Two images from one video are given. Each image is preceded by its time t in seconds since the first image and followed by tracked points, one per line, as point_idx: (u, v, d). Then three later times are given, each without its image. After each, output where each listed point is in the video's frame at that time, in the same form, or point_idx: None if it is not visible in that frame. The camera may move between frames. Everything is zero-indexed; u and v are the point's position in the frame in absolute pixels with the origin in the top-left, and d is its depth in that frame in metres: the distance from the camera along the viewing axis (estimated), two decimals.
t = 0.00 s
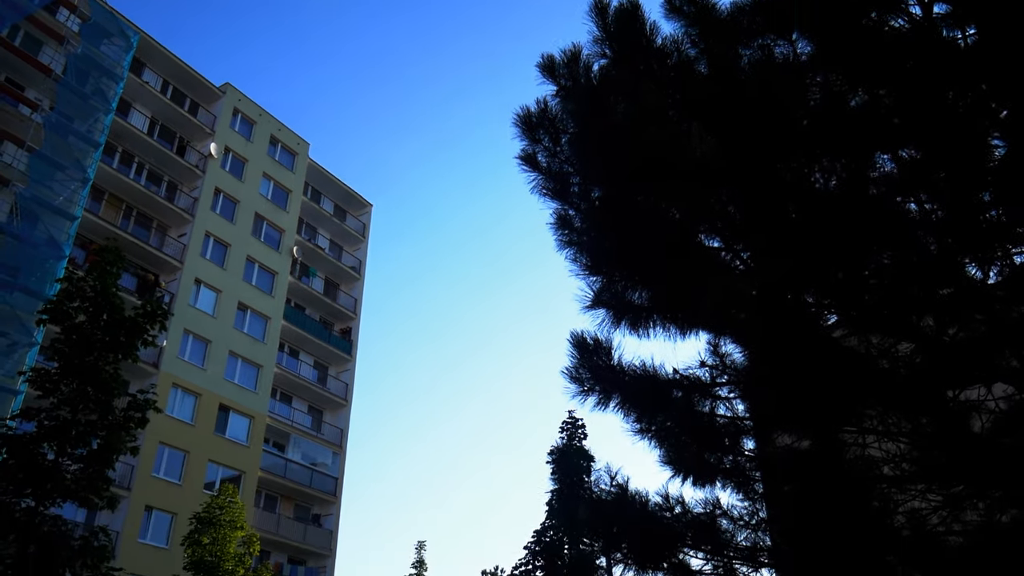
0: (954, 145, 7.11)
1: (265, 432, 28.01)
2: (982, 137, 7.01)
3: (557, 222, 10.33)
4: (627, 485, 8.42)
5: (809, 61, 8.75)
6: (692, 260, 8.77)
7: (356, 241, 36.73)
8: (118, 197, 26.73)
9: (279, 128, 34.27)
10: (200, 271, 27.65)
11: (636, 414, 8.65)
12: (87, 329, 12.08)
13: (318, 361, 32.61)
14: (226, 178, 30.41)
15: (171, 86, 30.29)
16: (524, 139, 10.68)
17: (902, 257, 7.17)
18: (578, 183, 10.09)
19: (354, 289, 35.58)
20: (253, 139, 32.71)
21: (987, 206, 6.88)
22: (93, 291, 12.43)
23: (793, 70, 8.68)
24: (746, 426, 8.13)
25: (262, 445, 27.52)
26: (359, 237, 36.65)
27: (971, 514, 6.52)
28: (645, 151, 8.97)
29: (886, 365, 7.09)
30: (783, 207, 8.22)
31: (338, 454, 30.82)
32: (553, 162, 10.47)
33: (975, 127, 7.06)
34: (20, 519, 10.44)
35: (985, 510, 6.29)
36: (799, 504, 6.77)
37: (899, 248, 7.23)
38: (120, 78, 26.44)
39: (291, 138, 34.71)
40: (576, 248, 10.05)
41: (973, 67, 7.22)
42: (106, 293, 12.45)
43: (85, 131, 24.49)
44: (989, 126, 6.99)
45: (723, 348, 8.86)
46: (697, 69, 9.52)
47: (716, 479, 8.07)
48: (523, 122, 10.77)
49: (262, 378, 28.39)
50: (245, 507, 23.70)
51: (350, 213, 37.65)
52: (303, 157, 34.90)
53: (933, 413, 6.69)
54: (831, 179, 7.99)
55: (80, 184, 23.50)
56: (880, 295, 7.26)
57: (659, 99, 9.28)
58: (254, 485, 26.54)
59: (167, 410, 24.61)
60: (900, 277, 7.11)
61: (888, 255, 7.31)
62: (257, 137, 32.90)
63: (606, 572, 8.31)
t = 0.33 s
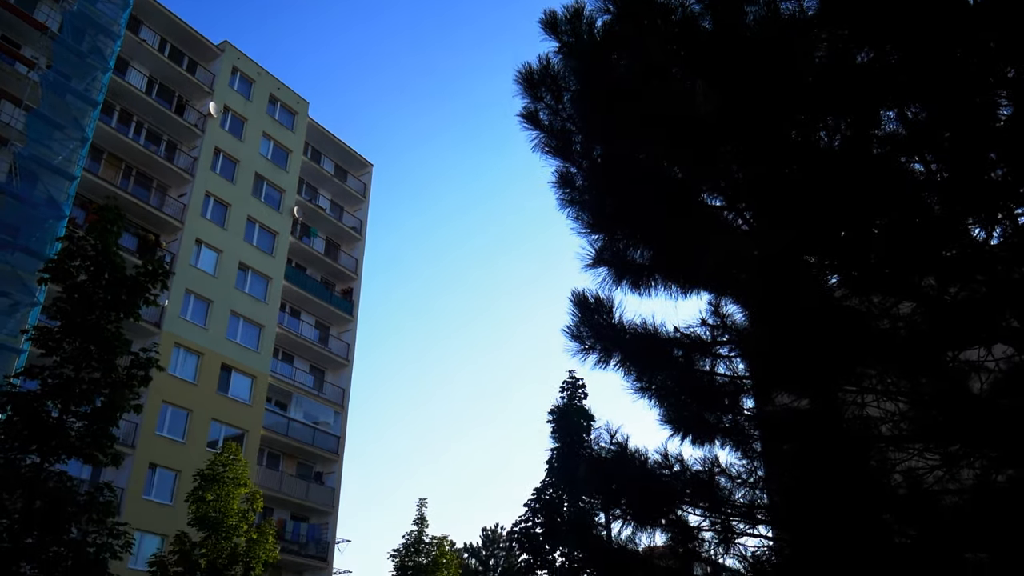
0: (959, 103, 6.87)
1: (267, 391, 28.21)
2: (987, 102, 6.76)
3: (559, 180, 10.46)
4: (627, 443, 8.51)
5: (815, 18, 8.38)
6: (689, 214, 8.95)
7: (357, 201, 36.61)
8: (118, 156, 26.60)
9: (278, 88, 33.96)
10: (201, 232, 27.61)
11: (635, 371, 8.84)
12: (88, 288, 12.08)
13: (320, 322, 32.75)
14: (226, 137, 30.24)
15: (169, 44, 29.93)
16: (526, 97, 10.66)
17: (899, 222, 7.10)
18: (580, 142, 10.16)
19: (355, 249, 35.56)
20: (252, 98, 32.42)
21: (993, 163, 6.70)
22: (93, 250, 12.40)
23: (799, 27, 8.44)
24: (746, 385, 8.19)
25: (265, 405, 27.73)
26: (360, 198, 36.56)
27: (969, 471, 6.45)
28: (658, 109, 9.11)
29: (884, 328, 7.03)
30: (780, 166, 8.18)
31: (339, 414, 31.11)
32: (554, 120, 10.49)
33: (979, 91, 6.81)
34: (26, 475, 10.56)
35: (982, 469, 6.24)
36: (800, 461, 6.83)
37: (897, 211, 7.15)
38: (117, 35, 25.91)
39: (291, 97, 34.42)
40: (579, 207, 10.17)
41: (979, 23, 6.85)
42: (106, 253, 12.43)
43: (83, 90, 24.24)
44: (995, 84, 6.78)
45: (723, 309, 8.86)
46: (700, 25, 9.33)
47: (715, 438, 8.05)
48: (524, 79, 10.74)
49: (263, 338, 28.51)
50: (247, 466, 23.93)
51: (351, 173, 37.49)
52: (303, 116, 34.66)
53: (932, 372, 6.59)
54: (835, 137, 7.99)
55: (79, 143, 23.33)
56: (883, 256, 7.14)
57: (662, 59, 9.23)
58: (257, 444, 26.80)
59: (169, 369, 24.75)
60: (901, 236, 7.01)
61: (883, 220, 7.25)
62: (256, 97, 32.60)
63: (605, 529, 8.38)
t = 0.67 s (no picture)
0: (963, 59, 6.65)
1: (267, 352, 28.33)
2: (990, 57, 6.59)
3: (559, 139, 10.46)
4: (625, 402, 8.57)
5: None
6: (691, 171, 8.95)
7: (356, 162, 36.44)
8: (114, 115, 26.38)
9: (276, 46, 33.56)
10: (199, 192, 27.49)
11: (633, 331, 8.88)
12: (86, 246, 12.04)
13: (319, 283, 32.80)
14: (223, 97, 29.96)
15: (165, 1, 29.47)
16: (526, 55, 10.58)
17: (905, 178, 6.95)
18: (580, 101, 10.07)
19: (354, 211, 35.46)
20: (249, 56, 32.06)
21: (995, 123, 6.48)
22: (92, 209, 12.33)
23: None
24: (743, 345, 8.20)
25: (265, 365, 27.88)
26: (359, 158, 36.38)
27: (964, 431, 6.47)
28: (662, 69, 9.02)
29: (883, 290, 6.98)
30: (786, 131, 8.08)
31: (339, 374, 31.27)
32: (554, 78, 10.39)
33: (982, 48, 6.61)
34: (29, 433, 10.62)
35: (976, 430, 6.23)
36: (798, 428, 6.76)
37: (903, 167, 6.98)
38: None
39: (289, 56, 34.05)
40: (580, 165, 10.15)
41: None
42: (104, 213, 12.37)
43: (78, 47, 23.95)
44: (999, 44, 6.59)
45: (723, 269, 8.91)
46: None
47: (713, 397, 8.15)
48: (524, 37, 10.65)
49: (263, 299, 28.55)
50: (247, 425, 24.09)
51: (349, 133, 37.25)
52: (301, 76, 34.32)
53: (930, 334, 6.53)
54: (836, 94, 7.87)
55: (76, 101, 23.17)
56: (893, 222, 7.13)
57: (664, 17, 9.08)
58: (257, 404, 26.98)
59: (169, 329, 24.82)
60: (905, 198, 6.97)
61: (888, 178, 7.22)
62: (253, 55, 32.22)
63: (602, 487, 8.37)
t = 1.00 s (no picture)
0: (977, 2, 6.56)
1: (275, 311, 28.47)
2: (1006, 2, 6.42)
3: (564, 91, 10.35)
4: (632, 355, 8.58)
5: None
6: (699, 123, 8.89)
7: (360, 119, 36.23)
8: (116, 75, 26.18)
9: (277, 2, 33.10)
10: (203, 151, 27.39)
11: (640, 283, 8.86)
12: (92, 206, 12.02)
13: (326, 242, 32.82)
14: (225, 55, 29.66)
15: None
16: (531, 5, 10.41)
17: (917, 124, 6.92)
18: (585, 51, 9.91)
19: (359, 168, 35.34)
20: (250, 13, 31.64)
21: (1008, 68, 6.47)
22: (97, 170, 12.31)
23: None
24: (752, 296, 8.20)
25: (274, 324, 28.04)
26: (363, 115, 36.16)
27: (970, 379, 6.49)
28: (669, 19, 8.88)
29: (892, 239, 6.89)
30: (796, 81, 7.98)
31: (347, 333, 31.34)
32: (560, 29, 10.22)
33: None
34: (43, 393, 10.76)
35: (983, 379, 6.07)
36: (799, 375, 6.83)
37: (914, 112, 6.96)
38: None
39: (290, 12, 33.61)
40: (585, 117, 10.05)
41: None
42: (110, 173, 12.34)
43: (77, 6, 23.68)
44: None
45: (730, 222, 8.80)
46: None
47: (720, 349, 8.19)
48: None
49: (270, 258, 28.61)
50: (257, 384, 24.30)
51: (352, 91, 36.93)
52: (303, 33, 33.91)
53: (938, 283, 6.53)
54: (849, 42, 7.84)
55: (76, 62, 23.01)
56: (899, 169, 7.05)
57: None
58: (267, 362, 27.18)
59: (177, 289, 24.93)
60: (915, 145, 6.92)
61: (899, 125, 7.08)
62: (254, 12, 31.80)
63: (610, 439, 8.44)
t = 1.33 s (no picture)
0: None
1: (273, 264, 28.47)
2: None
3: (563, 38, 10.18)
4: (630, 307, 8.58)
5: None
6: (701, 72, 8.88)
7: (357, 71, 35.87)
8: (108, 25, 25.75)
9: None
10: (198, 103, 27.09)
11: (638, 233, 8.84)
12: (86, 158, 11.91)
13: (324, 195, 32.71)
14: (219, 4, 29.16)
15: None
16: None
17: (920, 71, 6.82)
18: None
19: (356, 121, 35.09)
20: None
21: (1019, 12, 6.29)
22: (91, 121, 12.19)
23: None
24: (750, 248, 8.28)
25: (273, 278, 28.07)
26: (360, 67, 35.79)
27: (966, 329, 6.51)
28: None
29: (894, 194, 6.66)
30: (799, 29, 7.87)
31: (346, 286, 31.54)
32: None
33: None
34: (42, 344, 10.80)
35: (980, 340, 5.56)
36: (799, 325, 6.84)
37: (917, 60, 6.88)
38: None
39: None
40: (584, 65, 9.91)
41: None
42: (105, 125, 12.24)
43: None
44: None
45: (729, 173, 8.79)
46: None
47: (718, 301, 8.23)
48: None
49: (268, 211, 28.52)
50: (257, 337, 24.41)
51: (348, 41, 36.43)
52: None
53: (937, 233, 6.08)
54: None
55: (68, 11, 22.60)
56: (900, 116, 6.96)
57: None
58: (266, 316, 27.27)
59: (175, 243, 24.87)
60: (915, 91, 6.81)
61: (901, 71, 6.98)
62: None
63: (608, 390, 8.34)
